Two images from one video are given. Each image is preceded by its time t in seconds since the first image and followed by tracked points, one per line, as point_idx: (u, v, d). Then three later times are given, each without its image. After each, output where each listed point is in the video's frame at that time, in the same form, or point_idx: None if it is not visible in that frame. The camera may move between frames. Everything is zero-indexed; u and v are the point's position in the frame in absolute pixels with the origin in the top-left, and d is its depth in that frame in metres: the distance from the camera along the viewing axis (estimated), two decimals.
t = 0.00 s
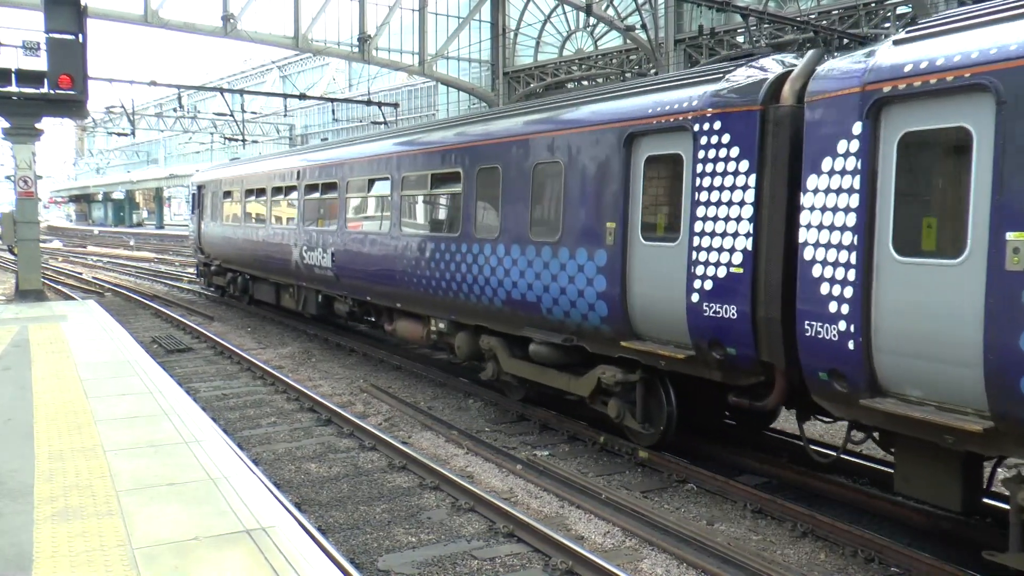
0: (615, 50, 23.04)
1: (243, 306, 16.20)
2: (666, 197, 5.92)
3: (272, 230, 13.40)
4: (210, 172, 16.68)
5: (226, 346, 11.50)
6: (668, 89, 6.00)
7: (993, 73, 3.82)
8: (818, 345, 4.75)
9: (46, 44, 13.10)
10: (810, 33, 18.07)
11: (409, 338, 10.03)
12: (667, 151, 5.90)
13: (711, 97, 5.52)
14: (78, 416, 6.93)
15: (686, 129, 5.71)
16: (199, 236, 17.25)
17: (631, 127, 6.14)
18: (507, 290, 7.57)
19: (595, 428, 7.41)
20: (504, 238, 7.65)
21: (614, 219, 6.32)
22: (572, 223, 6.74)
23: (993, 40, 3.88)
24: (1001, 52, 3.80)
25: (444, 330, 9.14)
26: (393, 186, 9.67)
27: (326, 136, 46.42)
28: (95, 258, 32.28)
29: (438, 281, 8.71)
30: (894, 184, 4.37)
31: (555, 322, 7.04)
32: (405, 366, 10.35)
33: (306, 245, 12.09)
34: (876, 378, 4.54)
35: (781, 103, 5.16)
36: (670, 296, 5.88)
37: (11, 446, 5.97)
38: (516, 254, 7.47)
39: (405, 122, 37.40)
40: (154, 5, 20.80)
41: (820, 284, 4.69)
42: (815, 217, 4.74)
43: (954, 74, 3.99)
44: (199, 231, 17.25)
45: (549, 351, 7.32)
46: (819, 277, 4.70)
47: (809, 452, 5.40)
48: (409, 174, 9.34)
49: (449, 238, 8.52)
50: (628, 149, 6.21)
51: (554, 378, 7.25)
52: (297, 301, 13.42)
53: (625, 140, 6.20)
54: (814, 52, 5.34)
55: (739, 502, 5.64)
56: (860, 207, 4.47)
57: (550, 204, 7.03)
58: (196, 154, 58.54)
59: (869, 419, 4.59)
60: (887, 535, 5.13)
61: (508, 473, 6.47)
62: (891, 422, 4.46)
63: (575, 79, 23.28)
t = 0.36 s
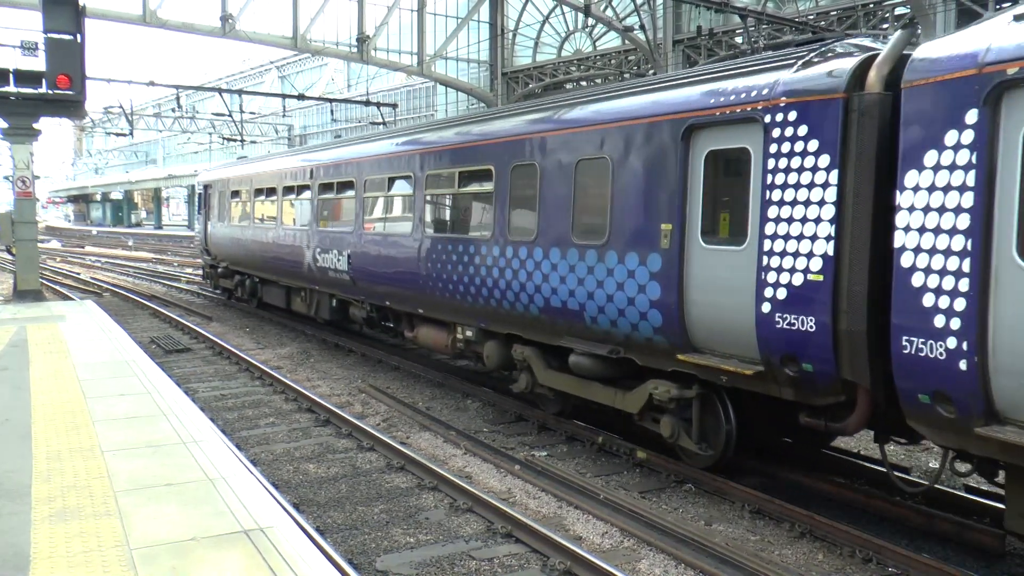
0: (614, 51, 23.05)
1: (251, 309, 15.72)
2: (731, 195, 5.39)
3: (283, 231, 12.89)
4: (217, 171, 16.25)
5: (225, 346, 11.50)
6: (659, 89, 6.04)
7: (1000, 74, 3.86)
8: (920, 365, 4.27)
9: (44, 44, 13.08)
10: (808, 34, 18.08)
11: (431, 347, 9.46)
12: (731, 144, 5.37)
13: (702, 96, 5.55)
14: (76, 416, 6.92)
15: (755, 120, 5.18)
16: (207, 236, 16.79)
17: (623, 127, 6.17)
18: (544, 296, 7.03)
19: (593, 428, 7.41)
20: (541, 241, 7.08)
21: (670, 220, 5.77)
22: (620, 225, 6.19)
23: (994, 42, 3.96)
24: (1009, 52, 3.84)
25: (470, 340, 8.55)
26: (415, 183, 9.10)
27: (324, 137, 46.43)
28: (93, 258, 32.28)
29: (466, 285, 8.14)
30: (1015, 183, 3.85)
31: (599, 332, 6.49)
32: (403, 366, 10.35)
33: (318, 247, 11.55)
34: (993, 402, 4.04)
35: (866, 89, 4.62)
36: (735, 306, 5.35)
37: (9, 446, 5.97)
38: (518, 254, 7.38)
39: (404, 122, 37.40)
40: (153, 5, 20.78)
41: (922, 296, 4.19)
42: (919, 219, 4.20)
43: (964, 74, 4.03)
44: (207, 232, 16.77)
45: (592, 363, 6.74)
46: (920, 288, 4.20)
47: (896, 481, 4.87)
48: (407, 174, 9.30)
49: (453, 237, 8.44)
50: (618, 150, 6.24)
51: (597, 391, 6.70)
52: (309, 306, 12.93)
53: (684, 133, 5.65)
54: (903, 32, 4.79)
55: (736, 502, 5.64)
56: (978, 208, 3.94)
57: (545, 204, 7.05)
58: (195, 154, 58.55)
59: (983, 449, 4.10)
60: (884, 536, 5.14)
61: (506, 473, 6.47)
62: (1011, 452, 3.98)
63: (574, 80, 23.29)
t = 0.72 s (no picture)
0: (612, 51, 23.05)
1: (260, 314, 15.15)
2: (810, 192, 4.87)
3: (294, 233, 12.34)
4: (223, 170, 15.71)
5: (223, 347, 11.50)
6: (655, 88, 6.03)
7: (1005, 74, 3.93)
8: None
9: (41, 45, 13.08)
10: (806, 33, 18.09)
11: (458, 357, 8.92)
12: (811, 135, 4.84)
13: (699, 96, 5.53)
14: (75, 417, 6.93)
15: (840, 109, 4.65)
16: (212, 237, 16.26)
17: (619, 127, 6.17)
18: (587, 304, 6.46)
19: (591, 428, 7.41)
20: (584, 245, 6.51)
21: (738, 220, 5.22)
22: (677, 226, 5.63)
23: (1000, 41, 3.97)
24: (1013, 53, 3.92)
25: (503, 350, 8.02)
26: (441, 183, 8.53)
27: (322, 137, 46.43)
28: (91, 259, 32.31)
29: (498, 291, 7.57)
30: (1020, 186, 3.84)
31: (652, 343, 5.93)
32: (402, 366, 10.34)
33: (334, 249, 10.95)
34: None
35: (972, 72, 4.14)
36: (812, 317, 4.84)
37: (8, 447, 5.97)
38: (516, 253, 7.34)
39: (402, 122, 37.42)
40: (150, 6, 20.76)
41: None
42: None
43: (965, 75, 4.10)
44: (212, 233, 16.23)
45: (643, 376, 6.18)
46: None
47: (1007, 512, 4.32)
48: (406, 174, 9.26)
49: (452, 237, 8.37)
50: (614, 150, 6.23)
51: (650, 406, 6.11)
52: (324, 311, 12.38)
53: (754, 123, 5.11)
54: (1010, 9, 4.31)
55: (735, 502, 5.64)
56: None
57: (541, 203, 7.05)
58: (193, 155, 58.55)
59: None
60: (881, 535, 5.14)
61: (504, 473, 6.47)
62: None
63: (572, 80, 23.29)
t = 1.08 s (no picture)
0: (610, 51, 23.05)
1: (267, 318, 14.73)
2: (903, 189, 4.28)
3: (307, 233, 11.84)
4: (232, 170, 15.26)
5: (222, 347, 11.50)
6: (653, 87, 6.00)
7: (986, 74, 3.86)
8: None
9: (39, 46, 13.06)
10: (804, 33, 18.09)
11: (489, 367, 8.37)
12: (904, 125, 4.25)
13: (698, 94, 5.50)
14: (74, 417, 6.93)
15: (946, 93, 4.05)
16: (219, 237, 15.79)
17: (617, 125, 6.14)
18: (639, 313, 5.89)
19: (590, 428, 7.40)
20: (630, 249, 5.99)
21: (819, 221, 4.65)
22: (745, 227, 5.08)
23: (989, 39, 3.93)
24: (997, 55, 3.83)
25: (542, 361, 7.48)
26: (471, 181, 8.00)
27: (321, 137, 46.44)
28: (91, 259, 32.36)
29: (535, 298, 7.04)
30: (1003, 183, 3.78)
31: (717, 357, 5.38)
32: (401, 366, 10.34)
33: (350, 251, 10.47)
34: None
35: None
36: (908, 332, 4.25)
37: (7, 448, 5.97)
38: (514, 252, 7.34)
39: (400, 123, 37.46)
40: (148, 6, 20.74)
41: None
42: None
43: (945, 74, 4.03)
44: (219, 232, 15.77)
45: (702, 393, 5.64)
46: None
47: None
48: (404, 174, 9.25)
49: (451, 236, 8.34)
50: (612, 149, 6.20)
51: (715, 425, 5.53)
52: (338, 316, 11.86)
53: (840, 110, 4.52)
54: None
55: (733, 502, 5.64)
56: None
57: (539, 202, 7.03)
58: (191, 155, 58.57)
59: None
60: (880, 534, 5.14)
61: (502, 473, 6.47)
62: None
63: (570, 79, 23.29)
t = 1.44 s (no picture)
0: (608, 51, 23.04)
1: (279, 322, 14.19)
2: None
3: (322, 232, 11.30)
4: (241, 168, 14.80)
5: (220, 347, 11.50)
6: (653, 86, 5.99)
7: (981, 74, 3.86)
8: None
9: (38, 45, 13.05)
10: (803, 33, 18.10)
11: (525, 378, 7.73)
12: None
13: (699, 92, 5.48)
14: (72, 417, 6.92)
15: None
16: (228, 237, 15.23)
17: (618, 124, 6.12)
18: (657, 316, 5.71)
19: (589, 428, 7.40)
20: (639, 250, 5.86)
21: (926, 222, 4.08)
22: (831, 229, 4.53)
23: (987, 39, 3.93)
24: (992, 55, 3.83)
25: (588, 373, 6.85)
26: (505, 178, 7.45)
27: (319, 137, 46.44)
28: (89, 259, 32.34)
29: (578, 307, 6.47)
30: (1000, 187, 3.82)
31: (796, 374, 4.85)
32: (399, 366, 10.34)
33: (369, 252, 9.96)
34: None
35: None
36: None
37: (6, 447, 5.97)
38: (512, 250, 7.31)
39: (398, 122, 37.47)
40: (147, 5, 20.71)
41: None
42: None
43: (940, 74, 4.02)
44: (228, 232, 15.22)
45: (777, 412, 5.02)
46: None
47: None
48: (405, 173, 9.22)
49: (452, 235, 8.31)
50: (612, 148, 6.19)
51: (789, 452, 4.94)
52: (355, 320, 11.20)
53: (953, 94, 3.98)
54: None
55: (732, 501, 5.64)
56: None
57: (540, 200, 7.02)
58: (190, 154, 58.55)
59: None
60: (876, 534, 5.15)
61: (501, 473, 6.47)
62: None
63: (568, 79, 23.27)
